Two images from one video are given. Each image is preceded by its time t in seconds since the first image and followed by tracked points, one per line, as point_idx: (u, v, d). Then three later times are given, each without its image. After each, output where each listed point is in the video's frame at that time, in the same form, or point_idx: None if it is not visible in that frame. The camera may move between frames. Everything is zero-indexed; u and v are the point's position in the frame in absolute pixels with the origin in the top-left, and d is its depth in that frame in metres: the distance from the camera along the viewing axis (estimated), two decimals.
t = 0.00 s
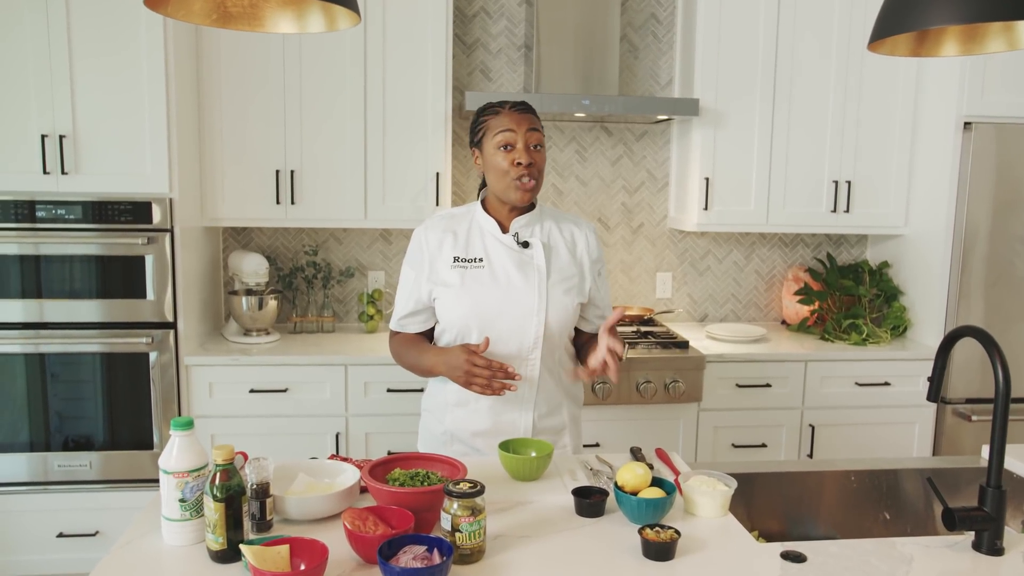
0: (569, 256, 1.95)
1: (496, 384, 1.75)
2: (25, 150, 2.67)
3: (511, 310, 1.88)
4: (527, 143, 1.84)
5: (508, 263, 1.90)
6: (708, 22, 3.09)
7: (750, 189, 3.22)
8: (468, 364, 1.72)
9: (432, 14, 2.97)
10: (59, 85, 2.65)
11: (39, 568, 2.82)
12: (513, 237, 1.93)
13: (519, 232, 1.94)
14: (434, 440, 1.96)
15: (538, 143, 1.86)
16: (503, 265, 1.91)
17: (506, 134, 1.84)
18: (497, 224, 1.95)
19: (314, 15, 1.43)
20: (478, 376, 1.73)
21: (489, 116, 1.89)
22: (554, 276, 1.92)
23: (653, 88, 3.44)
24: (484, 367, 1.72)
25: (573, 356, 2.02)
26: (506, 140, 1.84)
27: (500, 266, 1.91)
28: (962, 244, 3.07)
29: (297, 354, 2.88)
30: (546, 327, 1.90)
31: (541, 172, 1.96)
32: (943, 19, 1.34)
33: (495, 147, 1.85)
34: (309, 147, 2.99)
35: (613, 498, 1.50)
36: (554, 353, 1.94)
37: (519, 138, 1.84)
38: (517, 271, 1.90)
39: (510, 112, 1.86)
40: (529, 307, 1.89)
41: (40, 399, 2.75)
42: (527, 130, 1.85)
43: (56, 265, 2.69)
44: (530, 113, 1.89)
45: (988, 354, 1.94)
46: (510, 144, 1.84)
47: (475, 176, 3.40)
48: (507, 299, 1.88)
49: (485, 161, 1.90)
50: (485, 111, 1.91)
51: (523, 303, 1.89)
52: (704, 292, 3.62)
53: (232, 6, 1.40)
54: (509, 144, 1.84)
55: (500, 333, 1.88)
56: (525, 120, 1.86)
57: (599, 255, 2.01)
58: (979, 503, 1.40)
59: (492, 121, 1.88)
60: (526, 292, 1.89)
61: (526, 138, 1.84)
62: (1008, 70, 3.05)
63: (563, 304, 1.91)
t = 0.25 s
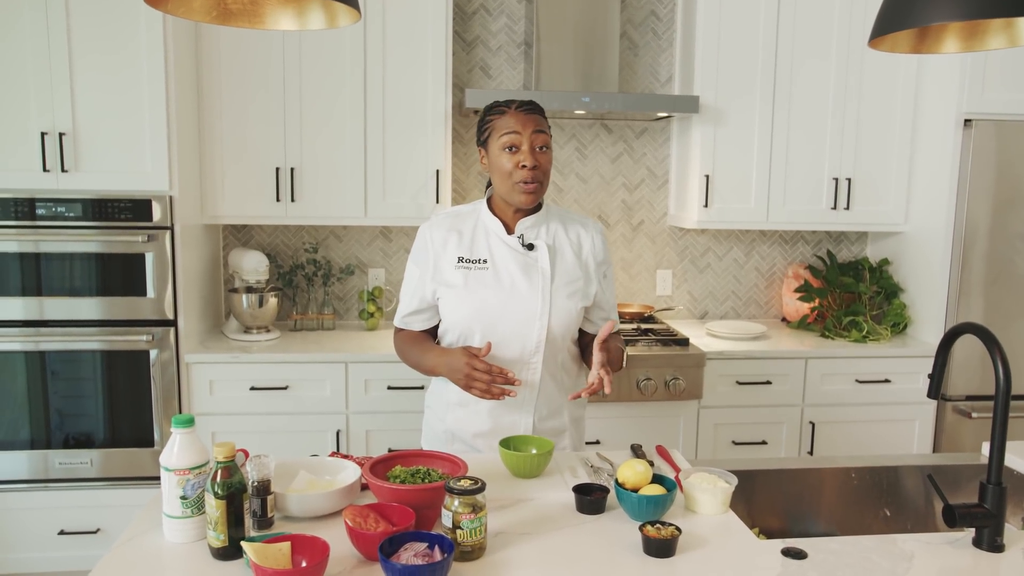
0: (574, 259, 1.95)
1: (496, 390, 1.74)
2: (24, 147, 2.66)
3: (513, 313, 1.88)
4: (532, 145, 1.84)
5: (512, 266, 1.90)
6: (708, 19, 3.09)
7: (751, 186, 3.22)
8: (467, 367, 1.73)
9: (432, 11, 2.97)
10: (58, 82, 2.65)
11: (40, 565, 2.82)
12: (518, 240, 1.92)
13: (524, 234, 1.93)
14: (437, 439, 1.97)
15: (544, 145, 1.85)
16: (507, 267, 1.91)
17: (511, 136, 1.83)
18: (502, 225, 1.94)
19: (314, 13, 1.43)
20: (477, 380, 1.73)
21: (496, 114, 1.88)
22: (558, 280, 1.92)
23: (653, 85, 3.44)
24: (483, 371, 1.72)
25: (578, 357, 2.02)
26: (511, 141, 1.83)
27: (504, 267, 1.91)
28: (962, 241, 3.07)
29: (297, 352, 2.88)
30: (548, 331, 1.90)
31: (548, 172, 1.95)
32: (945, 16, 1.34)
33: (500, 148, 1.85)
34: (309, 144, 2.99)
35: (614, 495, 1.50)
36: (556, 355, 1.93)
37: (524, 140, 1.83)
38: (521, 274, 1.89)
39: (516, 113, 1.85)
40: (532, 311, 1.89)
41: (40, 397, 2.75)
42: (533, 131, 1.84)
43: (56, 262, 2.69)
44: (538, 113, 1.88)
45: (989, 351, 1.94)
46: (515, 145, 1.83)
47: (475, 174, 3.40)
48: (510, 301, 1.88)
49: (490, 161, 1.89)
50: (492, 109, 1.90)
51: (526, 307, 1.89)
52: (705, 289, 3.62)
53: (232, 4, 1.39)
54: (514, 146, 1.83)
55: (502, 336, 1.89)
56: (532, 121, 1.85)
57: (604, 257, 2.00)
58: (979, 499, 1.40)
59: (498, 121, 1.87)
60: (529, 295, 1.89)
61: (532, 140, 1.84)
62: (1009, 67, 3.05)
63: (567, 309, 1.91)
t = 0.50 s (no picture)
0: (573, 259, 1.95)
1: (505, 393, 1.75)
2: (24, 151, 2.67)
3: (513, 314, 1.89)
4: (531, 144, 1.84)
5: (511, 267, 1.91)
6: (706, 20, 3.10)
7: (749, 187, 3.23)
8: (477, 369, 1.74)
9: (430, 14, 2.97)
10: (58, 86, 2.66)
11: (41, 569, 2.82)
12: (517, 241, 1.92)
13: (523, 235, 1.93)
14: (438, 440, 1.98)
15: (541, 143, 1.86)
16: (506, 269, 1.91)
17: (509, 137, 1.84)
18: (501, 226, 1.94)
19: (312, 16, 1.43)
20: (487, 382, 1.74)
21: (491, 118, 1.89)
22: (557, 280, 1.92)
23: (651, 87, 3.45)
24: (495, 372, 1.73)
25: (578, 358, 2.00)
26: (510, 143, 1.84)
27: (503, 268, 1.91)
28: (960, 241, 3.07)
29: (297, 354, 2.88)
30: (548, 332, 1.90)
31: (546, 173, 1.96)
32: (939, 16, 1.35)
33: (499, 150, 1.85)
34: (308, 147, 2.99)
35: (613, 496, 1.51)
36: (557, 355, 1.93)
37: (523, 140, 1.84)
38: (520, 275, 1.90)
39: (512, 115, 1.86)
40: (532, 312, 1.89)
41: (40, 401, 2.76)
42: (530, 131, 1.85)
43: (56, 267, 2.69)
44: (532, 113, 1.89)
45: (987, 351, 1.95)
46: (513, 146, 1.83)
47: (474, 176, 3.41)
48: (510, 303, 1.89)
49: (490, 164, 1.90)
50: (486, 113, 1.91)
51: (525, 308, 1.89)
52: (704, 290, 3.63)
53: (230, 8, 1.40)
54: (513, 147, 1.84)
55: (502, 337, 1.89)
56: (528, 121, 1.86)
57: (604, 257, 2.00)
58: (977, 498, 1.40)
59: (494, 124, 1.88)
60: (529, 296, 1.89)
61: (530, 140, 1.84)
62: (1007, 67, 3.06)
63: (566, 309, 1.91)
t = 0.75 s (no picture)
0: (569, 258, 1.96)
1: (510, 395, 1.76)
2: (25, 154, 2.68)
3: (511, 312, 1.89)
4: (524, 145, 1.85)
5: (508, 266, 1.92)
6: (705, 23, 3.11)
7: (748, 190, 3.24)
8: (483, 370, 1.75)
9: (430, 17, 2.98)
10: (58, 89, 2.67)
11: (41, 571, 2.83)
12: (514, 241, 1.94)
13: (520, 234, 1.94)
14: (438, 441, 1.99)
15: (533, 143, 1.87)
16: (504, 268, 1.92)
17: (502, 142, 1.85)
18: (498, 226, 1.96)
19: (313, 21, 1.44)
20: (492, 384, 1.74)
21: (479, 126, 1.90)
22: (554, 278, 1.92)
23: (651, 90, 3.46)
24: (501, 372, 1.74)
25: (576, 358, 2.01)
26: (503, 148, 1.84)
27: (501, 268, 1.92)
28: (959, 243, 3.08)
29: (297, 357, 2.89)
30: (545, 329, 1.90)
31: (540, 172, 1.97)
32: (934, 21, 1.36)
33: (493, 156, 1.86)
34: (308, 150, 3.00)
35: (613, 497, 1.51)
36: (555, 354, 1.93)
37: (515, 142, 1.85)
38: (517, 273, 1.91)
39: (500, 120, 1.87)
40: (529, 310, 1.89)
41: (40, 403, 2.76)
42: (520, 133, 1.86)
43: (56, 269, 2.70)
44: (518, 115, 1.91)
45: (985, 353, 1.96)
46: (507, 150, 1.84)
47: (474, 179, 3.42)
48: (507, 301, 1.89)
49: (485, 171, 1.90)
50: (472, 122, 1.92)
51: (523, 306, 1.89)
52: (703, 293, 3.63)
53: (232, 12, 1.41)
54: (507, 150, 1.84)
55: (501, 336, 1.90)
56: (516, 123, 1.87)
57: (601, 256, 1.99)
58: (975, 500, 1.41)
59: (484, 131, 1.89)
60: (526, 294, 1.90)
61: (522, 141, 1.85)
62: (1005, 70, 3.07)
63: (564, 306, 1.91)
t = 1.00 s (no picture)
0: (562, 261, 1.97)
1: (499, 402, 1.77)
2: (26, 154, 2.68)
3: (504, 316, 1.90)
4: (515, 150, 1.86)
5: (502, 270, 1.92)
6: (705, 26, 3.12)
7: (747, 192, 3.24)
8: (472, 376, 1.75)
9: (430, 19, 2.99)
10: (60, 90, 2.67)
11: (40, 571, 2.83)
12: (507, 244, 1.93)
13: (513, 239, 1.94)
14: (436, 442, 1.99)
15: (525, 147, 1.88)
16: (497, 272, 1.93)
17: (494, 148, 1.85)
18: (491, 230, 1.96)
19: (316, 25, 1.46)
20: (481, 390, 1.76)
21: (471, 131, 1.90)
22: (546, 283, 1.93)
23: (650, 92, 3.47)
24: (489, 379, 1.75)
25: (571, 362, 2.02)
26: (494, 154, 1.85)
27: (494, 272, 1.93)
28: (957, 246, 3.09)
29: (297, 358, 2.89)
30: (538, 332, 1.91)
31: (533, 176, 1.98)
32: (931, 27, 1.37)
33: (485, 161, 1.87)
34: (308, 151, 3.01)
35: (611, 498, 1.52)
36: (549, 356, 1.95)
37: (507, 148, 1.85)
38: (510, 277, 1.91)
39: (492, 125, 1.87)
40: (522, 314, 1.90)
41: (40, 403, 2.77)
42: (512, 138, 1.86)
43: (57, 269, 2.71)
44: (510, 119, 1.91)
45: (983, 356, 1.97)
46: (499, 156, 1.85)
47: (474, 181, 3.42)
48: (500, 305, 1.90)
49: (478, 176, 1.91)
50: (465, 127, 1.93)
51: (515, 310, 1.90)
52: (702, 295, 3.64)
53: (235, 15, 1.41)
54: (498, 156, 1.85)
55: (494, 339, 1.90)
56: (508, 128, 1.87)
57: (594, 259, 2.00)
58: (971, 501, 1.41)
59: (476, 137, 1.89)
60: (519, 298, 1.90)
61: (514, 147, 1.86)
62: (1004, 74, 3.07)
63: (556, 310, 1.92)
